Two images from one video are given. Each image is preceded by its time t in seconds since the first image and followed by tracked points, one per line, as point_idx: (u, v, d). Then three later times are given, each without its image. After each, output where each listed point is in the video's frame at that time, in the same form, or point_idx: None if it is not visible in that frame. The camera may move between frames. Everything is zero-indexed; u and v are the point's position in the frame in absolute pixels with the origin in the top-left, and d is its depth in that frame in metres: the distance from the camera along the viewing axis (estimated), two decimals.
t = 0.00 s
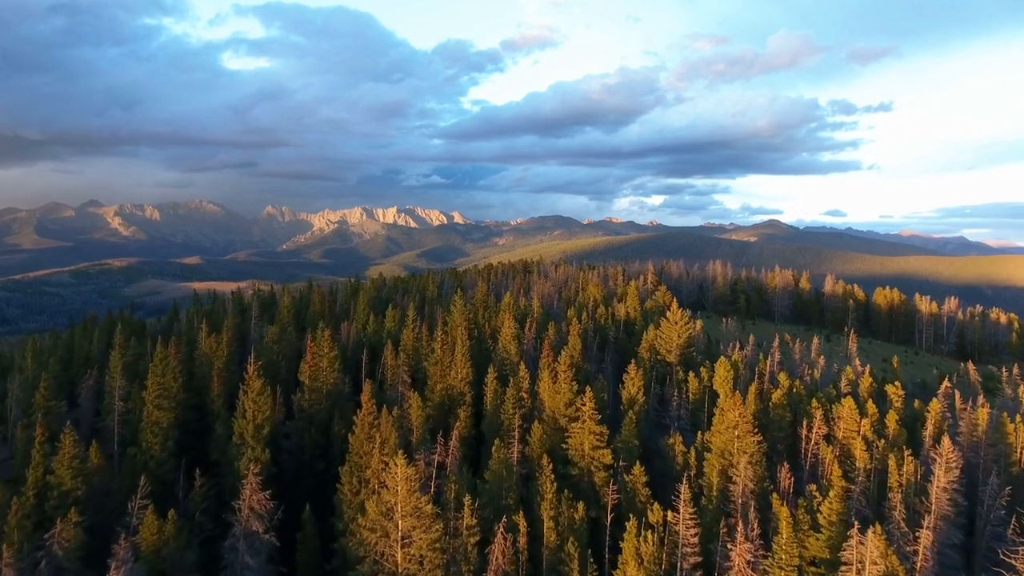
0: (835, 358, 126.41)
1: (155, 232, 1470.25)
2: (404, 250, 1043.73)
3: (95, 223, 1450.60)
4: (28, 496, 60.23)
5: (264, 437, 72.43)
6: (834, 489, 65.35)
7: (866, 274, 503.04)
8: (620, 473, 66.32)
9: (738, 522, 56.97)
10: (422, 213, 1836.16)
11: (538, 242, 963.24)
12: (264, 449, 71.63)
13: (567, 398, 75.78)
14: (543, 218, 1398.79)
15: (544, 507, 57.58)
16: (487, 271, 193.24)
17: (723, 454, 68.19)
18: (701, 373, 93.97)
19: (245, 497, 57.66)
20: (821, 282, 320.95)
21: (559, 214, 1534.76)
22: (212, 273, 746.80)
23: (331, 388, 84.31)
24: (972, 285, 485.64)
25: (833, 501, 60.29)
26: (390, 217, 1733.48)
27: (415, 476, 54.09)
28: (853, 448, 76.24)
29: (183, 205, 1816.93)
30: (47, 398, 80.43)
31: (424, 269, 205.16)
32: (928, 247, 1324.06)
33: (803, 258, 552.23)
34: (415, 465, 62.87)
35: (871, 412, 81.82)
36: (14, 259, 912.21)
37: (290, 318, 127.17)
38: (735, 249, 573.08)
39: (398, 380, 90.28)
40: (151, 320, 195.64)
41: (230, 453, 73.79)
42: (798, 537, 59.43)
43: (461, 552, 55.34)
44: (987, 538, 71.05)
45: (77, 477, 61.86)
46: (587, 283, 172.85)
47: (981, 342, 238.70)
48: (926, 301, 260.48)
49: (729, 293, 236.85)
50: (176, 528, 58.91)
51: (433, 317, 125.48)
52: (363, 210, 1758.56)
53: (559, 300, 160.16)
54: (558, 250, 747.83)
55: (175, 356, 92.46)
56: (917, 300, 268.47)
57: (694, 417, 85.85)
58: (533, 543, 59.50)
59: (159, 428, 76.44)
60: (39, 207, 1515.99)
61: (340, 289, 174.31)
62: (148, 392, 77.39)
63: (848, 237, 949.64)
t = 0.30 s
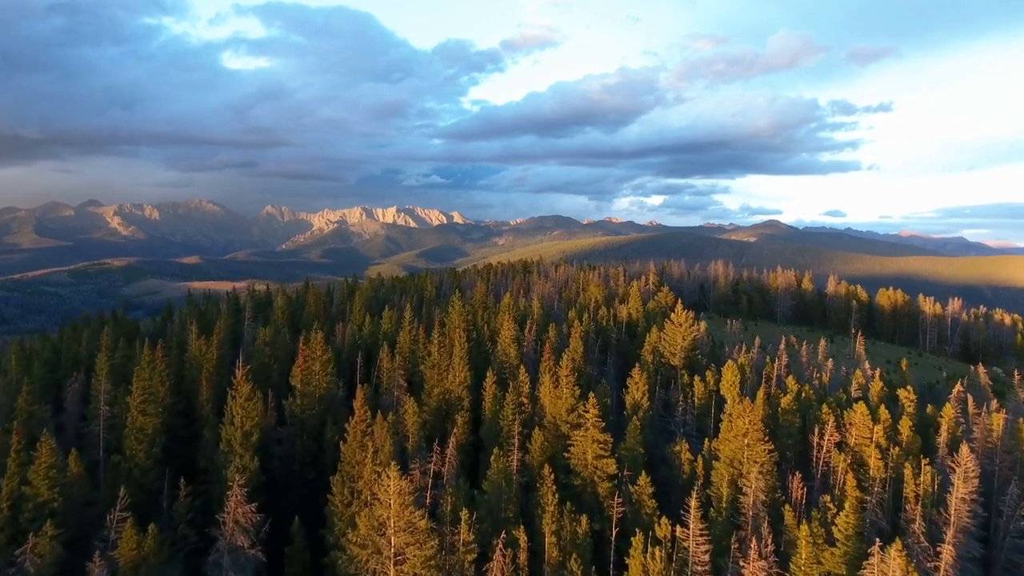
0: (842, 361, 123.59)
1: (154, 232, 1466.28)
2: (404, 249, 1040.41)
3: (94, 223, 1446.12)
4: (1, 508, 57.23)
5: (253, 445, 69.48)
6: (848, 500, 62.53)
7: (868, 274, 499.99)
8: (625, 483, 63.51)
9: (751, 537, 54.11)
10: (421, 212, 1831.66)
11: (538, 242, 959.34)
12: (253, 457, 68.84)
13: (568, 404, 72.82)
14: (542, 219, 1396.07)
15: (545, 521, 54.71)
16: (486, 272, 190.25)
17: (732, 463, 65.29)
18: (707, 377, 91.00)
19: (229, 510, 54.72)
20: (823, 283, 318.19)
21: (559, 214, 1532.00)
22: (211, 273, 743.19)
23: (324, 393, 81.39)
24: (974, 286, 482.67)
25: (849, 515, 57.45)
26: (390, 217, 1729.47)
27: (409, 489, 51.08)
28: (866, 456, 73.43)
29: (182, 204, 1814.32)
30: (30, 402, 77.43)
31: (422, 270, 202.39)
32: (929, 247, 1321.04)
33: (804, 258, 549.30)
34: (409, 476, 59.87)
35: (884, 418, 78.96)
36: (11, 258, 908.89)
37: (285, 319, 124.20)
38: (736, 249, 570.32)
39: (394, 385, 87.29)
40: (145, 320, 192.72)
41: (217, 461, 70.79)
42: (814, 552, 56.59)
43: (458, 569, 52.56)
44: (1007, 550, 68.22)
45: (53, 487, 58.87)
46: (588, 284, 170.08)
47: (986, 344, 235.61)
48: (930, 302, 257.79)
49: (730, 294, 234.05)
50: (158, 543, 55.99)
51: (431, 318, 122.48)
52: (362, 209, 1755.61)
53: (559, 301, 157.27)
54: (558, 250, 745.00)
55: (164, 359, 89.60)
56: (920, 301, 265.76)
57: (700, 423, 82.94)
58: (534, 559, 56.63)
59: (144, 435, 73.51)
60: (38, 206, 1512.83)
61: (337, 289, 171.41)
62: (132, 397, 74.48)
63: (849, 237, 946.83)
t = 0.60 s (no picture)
0: (850, 364, 120.55)
1: (153, 231, 1462.04)
2: (403, 249, 1036.80)
3: (92, 222, 1441.46)
4: None
5: (240, 453, 66.54)
6: (865, 514, 59.64)
7: (868, 274, 496.52)
8: (631, 495, 60.56)
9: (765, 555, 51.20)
10: (420, 212, 1828.13)
11: (537, 242, 955.85)
12: (240, 466, 65.82)
13: (571, 411, 69.76)
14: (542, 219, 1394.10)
15: (547, 537, 51.81)
16: (485, 272, 187.04)
17: (742, 474, 62.31)
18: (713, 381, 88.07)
19: (212, 525, 51.71)
20: (826, 283, 315.14)
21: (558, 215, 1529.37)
22: (209, 272, 739.50)
23: (316, 398, 78.33)
24: (976, 286, 479.72)
25: (865, 530, 54.64)
26: (388, 216, 1725.22)
27: (402, 504, 48.07)
28: (881, 464, 70.64)
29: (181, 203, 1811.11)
30: (11, 407, 74.32)
31: (421, 270, 199.43)
32: (929, 248, 1318.08)
33: (804, 258, 545.67)
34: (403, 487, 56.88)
35: (898, 424, 76.06)
36: (9, 257, 905.97)
37: (279, 320, 121.06)
38: (736, 249, 567.01)
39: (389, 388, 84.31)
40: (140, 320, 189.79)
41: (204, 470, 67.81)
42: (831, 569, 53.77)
43: None
44: None
45: (27, 500, 55.83)
46: (589, 284, 167.12)
47: (991, 346, 232.44)
48: (933, 303, 254.60)
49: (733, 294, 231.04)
50: (136, 559, 52.98)
51: (429, 320, 119.34)
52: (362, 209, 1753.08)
53: (560, 302, 154.12)
54: (558, 250, 741.14)
55: (151, 361, 86.57)
56: (923, 302, 262.69)
57: (707, 429, 79.96)
58: None
59: (127, 441, 70.35)
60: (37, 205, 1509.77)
61: (333, 289, 168.25)
62: (115, 403, 71.37)
63: (849, 238, 944.00)
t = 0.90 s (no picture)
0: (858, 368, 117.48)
1: (152, 231, 1458.38)
2: (402, 249, 1033.38)
3: (90, 221, 1437.43)
4: None
5: (227, 461, 63.53)
6: (883, 528, 56.70)
7: (869, 274, 493.41)
8: (636, 508, 57.62)
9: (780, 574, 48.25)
10: (420, 212, 1824.11)
11: (537, 242, 952.36)
12: (227, 476, 62.93)
13: (573, 417, 66.57)
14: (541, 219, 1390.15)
15: (548, 554, 48.86)
16: (484, 271, 183.88)
17: (753, 485, 59.31)
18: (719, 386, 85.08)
19: (192, 541, 48.67)
20: (828, 283, 312.11)
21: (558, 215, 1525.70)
22: (207, 271, 737.33)
23: (308, 403, 75.23)
24: (977, 286, 476.66)
25: (885, 546, 51.79)
26: (388, 217, 1721.76)
27: (393, 521, 45.02)
28: (896, 473, 67.70)
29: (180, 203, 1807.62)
30: None
31: (418, 270, 196.45)
32: (929, 248, 1315.42)
33: (804, 258, 542.53)
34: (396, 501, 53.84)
35: (913, 431, 73.05)
36: (7, 256, 902.88)
37: (272, 321, 117.89)
38: (737, 249, 563.65)
39: (384, 393, 81.25)
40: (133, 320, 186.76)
41: (188, 480, 64.77)
42: None
43: None
44: None
45: None
46: (590, 284, 164.12)
47: (996, 347, 229.13)
48: (937, 303, 251.51)
49: (735, 295, 228.05)
50: None
51: (427, 322, 116.28)
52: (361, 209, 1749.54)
53: (560, 303, 150.95)
54: (558, 251, 738.25)
55: (137, 364, 83.51)
56: (927, 302, 259.57)
57: (714, 435, 76.93)
58: None
59: (109, 449, 67.24)
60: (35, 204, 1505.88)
61: (330, 290, 165.07)
62: (96, 409, 68.32)
63: (849, 238, 940.99)
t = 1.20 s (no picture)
0: (867, 371, 114.44)
1: (150, 230, 1454.22)
2: (401, 249, 1029.79)
3: (89, 221, 1432.84)
4: None
5: (212, 471, 60.52)
6: (904, 544, 53.77)
7: (870, 274, 490.46)
8: (643, 523, 54.69)
9: None
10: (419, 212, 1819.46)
11: (537, 242, 949.09)
12: (212, 487, 59.97)
13: (575, 425, 63.42)
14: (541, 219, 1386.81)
15: None
16: (483, 271, 180.72)
17: (765, 497, 56.31)
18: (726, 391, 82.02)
19: (170, 561, 45.59)
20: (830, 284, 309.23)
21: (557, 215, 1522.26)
22: (205, 271, 734.13)
23: (299, 408, 72.14)
24: (978, 287, 473.97)
25: (907, 564, 48.86)
26: (387, 217, 1717.60)
27: (385, 542, 42.00)
28: (913, 483, 64.81)
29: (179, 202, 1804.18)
30: None
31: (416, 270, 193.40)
32: (930, 248, 1312.75)
33: (803, 259, 539.42)
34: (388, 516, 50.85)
35: (929, 439, 70.06)
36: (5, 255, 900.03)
37: (265, 323, 114.71)
38: (737, 249, 560.43)
39: (379, 396, 78.05)
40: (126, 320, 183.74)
41: (171, 490, 61.70)
42: None
43: None
44: None
45: None
46: (591, 285, 161.17)
47: (1002, 349, 226.14)
48: (941, 304, 248.54)
49: (737, 296, 225.16)
50: None
51: (425, 324, 113.11)
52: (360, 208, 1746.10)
53: (560, 303, 147.75)
54: (558, 250, 735.65)
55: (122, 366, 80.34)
56: (931, 303, 256.61)
57: (722, 443, 73.91)
58: None
59: (87, 458, 64.00)
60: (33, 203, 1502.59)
61: (326, 290, 161.87)
62: (76, 415, 65.18)
63: (849, 238, 938.37)
